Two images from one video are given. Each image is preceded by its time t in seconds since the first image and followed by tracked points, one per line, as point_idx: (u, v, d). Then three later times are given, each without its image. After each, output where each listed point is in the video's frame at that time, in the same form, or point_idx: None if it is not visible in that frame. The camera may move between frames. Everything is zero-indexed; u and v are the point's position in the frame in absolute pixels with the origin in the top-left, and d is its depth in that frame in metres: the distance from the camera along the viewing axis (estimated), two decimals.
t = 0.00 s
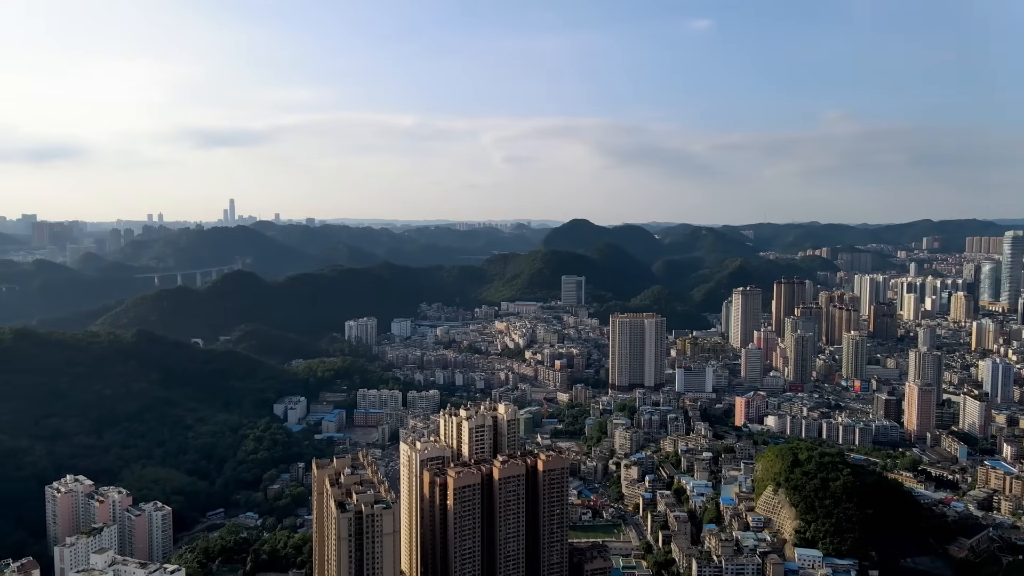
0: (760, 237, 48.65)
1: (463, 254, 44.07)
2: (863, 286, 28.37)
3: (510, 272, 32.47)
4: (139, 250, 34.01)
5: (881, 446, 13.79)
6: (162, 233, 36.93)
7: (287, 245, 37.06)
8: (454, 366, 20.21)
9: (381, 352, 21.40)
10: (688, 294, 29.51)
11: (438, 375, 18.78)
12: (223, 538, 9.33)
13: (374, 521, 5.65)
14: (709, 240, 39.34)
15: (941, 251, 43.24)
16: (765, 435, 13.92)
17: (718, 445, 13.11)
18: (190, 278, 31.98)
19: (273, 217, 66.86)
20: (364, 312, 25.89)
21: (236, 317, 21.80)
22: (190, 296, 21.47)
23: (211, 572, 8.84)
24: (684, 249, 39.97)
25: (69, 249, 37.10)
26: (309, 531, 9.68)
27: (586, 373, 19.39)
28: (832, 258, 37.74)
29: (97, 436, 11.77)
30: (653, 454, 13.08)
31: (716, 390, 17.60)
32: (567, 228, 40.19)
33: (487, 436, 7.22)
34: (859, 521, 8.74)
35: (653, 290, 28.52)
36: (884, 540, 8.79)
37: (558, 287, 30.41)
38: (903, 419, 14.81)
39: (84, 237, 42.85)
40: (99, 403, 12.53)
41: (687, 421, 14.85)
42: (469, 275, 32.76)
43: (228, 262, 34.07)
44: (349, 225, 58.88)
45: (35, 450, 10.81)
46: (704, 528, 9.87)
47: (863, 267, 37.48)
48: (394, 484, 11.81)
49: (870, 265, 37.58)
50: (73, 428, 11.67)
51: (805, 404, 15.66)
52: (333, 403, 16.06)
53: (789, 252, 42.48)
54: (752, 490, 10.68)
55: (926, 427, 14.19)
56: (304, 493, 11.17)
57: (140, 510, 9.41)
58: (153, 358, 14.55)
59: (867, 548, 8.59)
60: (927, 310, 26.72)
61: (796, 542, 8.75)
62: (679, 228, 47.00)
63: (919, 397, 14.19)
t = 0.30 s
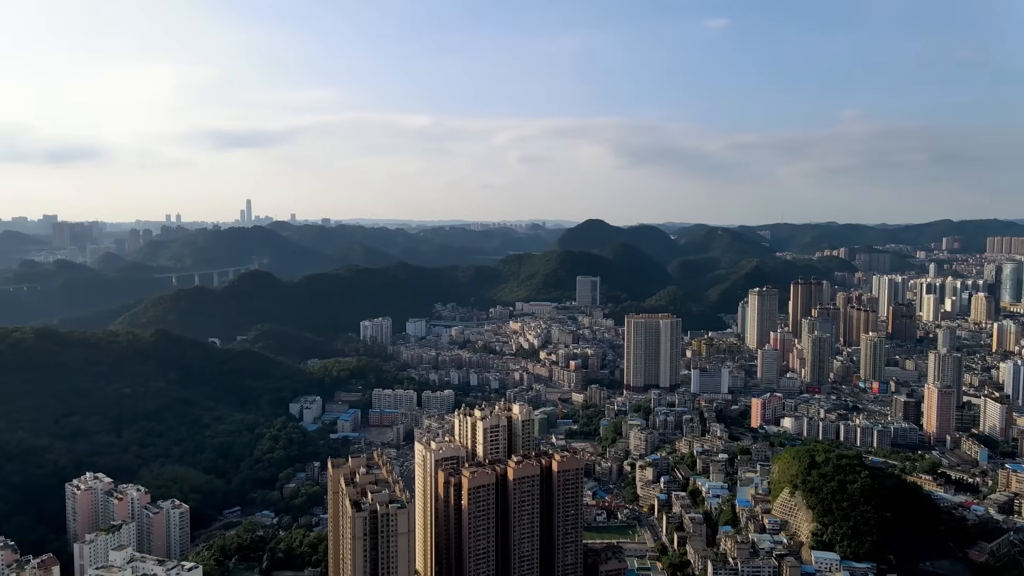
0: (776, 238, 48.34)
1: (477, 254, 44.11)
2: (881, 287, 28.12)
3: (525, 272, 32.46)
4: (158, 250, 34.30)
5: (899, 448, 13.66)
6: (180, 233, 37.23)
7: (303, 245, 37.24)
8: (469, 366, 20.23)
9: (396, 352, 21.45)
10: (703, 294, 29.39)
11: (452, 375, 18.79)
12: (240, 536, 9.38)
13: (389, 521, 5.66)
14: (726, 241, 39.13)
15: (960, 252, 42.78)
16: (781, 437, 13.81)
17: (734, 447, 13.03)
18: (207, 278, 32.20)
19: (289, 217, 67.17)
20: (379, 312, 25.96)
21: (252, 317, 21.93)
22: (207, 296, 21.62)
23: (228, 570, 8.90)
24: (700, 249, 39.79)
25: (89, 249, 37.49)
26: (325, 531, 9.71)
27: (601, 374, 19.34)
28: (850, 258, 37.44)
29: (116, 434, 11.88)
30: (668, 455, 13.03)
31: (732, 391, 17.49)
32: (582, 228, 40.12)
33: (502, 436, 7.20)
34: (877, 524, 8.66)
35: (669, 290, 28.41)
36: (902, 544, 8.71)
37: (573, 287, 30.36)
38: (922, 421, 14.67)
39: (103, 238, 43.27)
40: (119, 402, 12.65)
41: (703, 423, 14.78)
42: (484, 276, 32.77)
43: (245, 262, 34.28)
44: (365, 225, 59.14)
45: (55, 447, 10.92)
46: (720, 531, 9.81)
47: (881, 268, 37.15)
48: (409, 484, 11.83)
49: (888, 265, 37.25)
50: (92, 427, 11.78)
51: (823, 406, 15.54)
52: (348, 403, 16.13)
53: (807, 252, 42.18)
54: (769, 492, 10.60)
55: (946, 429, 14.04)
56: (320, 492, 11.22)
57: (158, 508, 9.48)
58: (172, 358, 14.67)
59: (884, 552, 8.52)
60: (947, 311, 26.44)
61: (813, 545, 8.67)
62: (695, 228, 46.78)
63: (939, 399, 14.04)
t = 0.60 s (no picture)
0: (793, 238, 48.02)
1: (492, 254, 44.15)
2: (900, 288, 27.85)
3: (540, 272, 32.43)
4: (176, 250, 34.59)
5: (918, 450, 13.53)
6: (198, 233, 37.53)
7: (319, 245, 37.40)
8: (484, 366, 20.25)
9: (411, 352, 21.50)
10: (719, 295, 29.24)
11: (467, 375, 18.81)
12: (256, 534, 9.43)
13: (404, 520, 5.67)
14: (742, 240, 38.91)
15: (981, 252, 42.31)
16: (798, 439, 13.70)
17: (750, 448, 12.95)
18: (224, 278, 32.43)
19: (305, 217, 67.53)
20: (394, 312, 26.03)
21: (269, 316, 22.05)
22: (224, 296, 21.78)
23: (244, 568, 8.95)
24: (716, 249, 39.60)
25: (109, 249, 37.86)
26: (340, 529, 9.74)
27: (616, 374, 19.29)
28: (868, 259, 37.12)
29: (135, 432, 11.98)
30: (684, 456, 12.97)
31: (748, 392, 17.39)
32: (597, 228, 40.04)
33: (517, 436, 7.20)
34: (895, 527, 8.57)
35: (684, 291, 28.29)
36: (920, 548, 8.62)
37: (587, 288, 30.31)
38: (942, 423, 14.52)
39: (123, 238, 43.74)
40: (137, 400, 12.75)
41: (718, 424, 14.70)
42: (499, 276, 32.76)
43: (261, 262, 34.49)
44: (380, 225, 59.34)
45: (75, 445, 11.03)
46: (736, 533, 9.75)
47: (900, 269, 36.82)
48: (423, 484, 11.85)
49: (907, 266, 36.90)
50: (111, 424, 11.89)
51: (840, 408, 15.41)
52: (364, 402, 16.18)
53: (824, 252, 41.86)
54: (785, 494, 10.52)
55: (966, 432, 13.87)
56: (335, 491, 11.26)
57: (176, 505, 9.55)
58: (189, 357, 14.78)
59: (903, 555, 8.44)
60: (967, 312, 26.15)
61: (830, 548, 8.58)
62: (711, 228, 46.55)
63: (959, 401, 13.87)
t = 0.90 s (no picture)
0: (810, 238, 47.67)
1: (507, 254, 44.16)
2: (920, 289, 27.58)
3: (554, 272, 32.40)
4: (194, 250, 34.88)
5: (938, 453, 13.38)
6: (215, 233, 37.83)
7: (334, 246, 37.56)
8: (498, 366, 20.25)
9: (426, 352, 21.53)
10: (735, 296, 29.08)
11: (482, 375, 18.82)
12: (272, 533, 9.47)
13: (418, 519, 5.67)
14: (758, 240, 38.67)
15: (1002, 252, 41.80)
16: (815, 441, 13.60)
17: (766, 450, 12.87)
18: (241, 277, 32.64)
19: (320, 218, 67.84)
20: (409, 312, 26.09)
21: (285, 316, 22.18)
22: (240, 295, 21.92)
23: (260, 566, 8.99)
24: (732, 249, 39.38)
25: (127, 249, 38.22)
26: (355, 528, 9.77)
27: (631, 375, 19.23)
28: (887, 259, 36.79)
29: (153, 430, 12.08)
30: (699, 458, 12.90)
31: (764, 394, 17.28)
32: (613, 228, 39.94)
33: (532, 436, 7.19)
34: (914, 531, 8.48)
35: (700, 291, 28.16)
36: (940, 553, 8.52)
37: (602, 288, 30.24)
38: (962, 426, 14.36)
39: (141, 238, 44.16)
40: (155, 398, 12.86)
41: (734, 425, 14.63)
42: (514, 276, 32.76)
43: (277, 262, 34.68)
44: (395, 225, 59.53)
45: (94, 443, 11.12)
46: (752, 535, 9.69)
47: (919, 269, 36.46)
48: (438, 484, 11.86)
49: (927, 266, 36.53)
50: (130, 423, 12.00)
51: (858, 410, 15.28)
52: (379, 402, 16.22)
53: (841, 252, 41.52)
54: (802, 496, 10.44)
55: (986, 435, 13.70)
56: (350, 490, 11.29)
57: (193, 503, 9.61)
58: (207, 356, 14.89)
59: (922, 559, 8.35)
60: (988, 313, 25.84)
61: (847, 551, 8.53)
62: (727, 228, 46.32)
63: (979, 403, 13.70)
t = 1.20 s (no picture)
0: (827, 238, 47.30)
1: (521, 255, 44.15)
2: (939, 289, 27.30)
3: (569, 272, 32.35)
4: (211, 250, 35.16)
5: (958, 456, 13.23)
6: (232, 233, 38.11)
7: (350, 246, 37.70)
8: (513, 367, 20.26)
9: (441, 352, 21.56)
10: (751, 297, 28.91)
11: (497, 375, 18.84)
12: (288, 531, 9.52)
13: (433, 519, 5.67)
14: (775, 241, 38.41)
15: None
16: (832, 442, 13.49)
17: (783, 452, 12.77)
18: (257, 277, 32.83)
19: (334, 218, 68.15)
20: (424, 312, 26.13)
21: (300, 316, 22.30)
22: (257, 295, 22.05)
23: (276, 564, 9.03)
24: (748, 250, 39.15)
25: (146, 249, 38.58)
26: (369, 528, 9.79)
27: (646, 376, 19.16)
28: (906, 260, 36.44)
29: (171, 428, 12.17)
30: (715, 459, 12.83)
31: (780, 395, 17.16)
32: (628, 229, 39.82)
33: (546, 437, 7.18)
34: (933, 534, 8.39)
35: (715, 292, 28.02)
36: (959, 557, 8.43)
37: (617, 289, 30.16)
38: (982, 428, 14.19)
39: (160, 238, 44.54)
40: (173, 397, 12.96)
41: (750, 426, 14.54)
42: (529, 276, 32.74)
43: (293, 262, 34.86)
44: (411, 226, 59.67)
45: (113, 441, 11.22)
46: (768, 537, 9.62)
47: (939, 270, 36.07)
48: (453, 484, 11.87)
49: (947, 267, 36.14)
50: (148, 421, 12.09)
51: (876, 412, 15.14)
52: (394, 401, 16.27)
53: (860, 253, 41.17)
54: (819, 499, 10.36)
55: (1007, 437, 13.53)
56: (365, 490, 11.31)
57: (210, 501, 9.67)
58: (224, 355, 14.99)
59: (942, 563, 8.26)
60: (1010, 314, 25.53)
61: (865, 554, 8.45)
62: (744, 228, 46.05)
63: (1000, 405, 13.53)
